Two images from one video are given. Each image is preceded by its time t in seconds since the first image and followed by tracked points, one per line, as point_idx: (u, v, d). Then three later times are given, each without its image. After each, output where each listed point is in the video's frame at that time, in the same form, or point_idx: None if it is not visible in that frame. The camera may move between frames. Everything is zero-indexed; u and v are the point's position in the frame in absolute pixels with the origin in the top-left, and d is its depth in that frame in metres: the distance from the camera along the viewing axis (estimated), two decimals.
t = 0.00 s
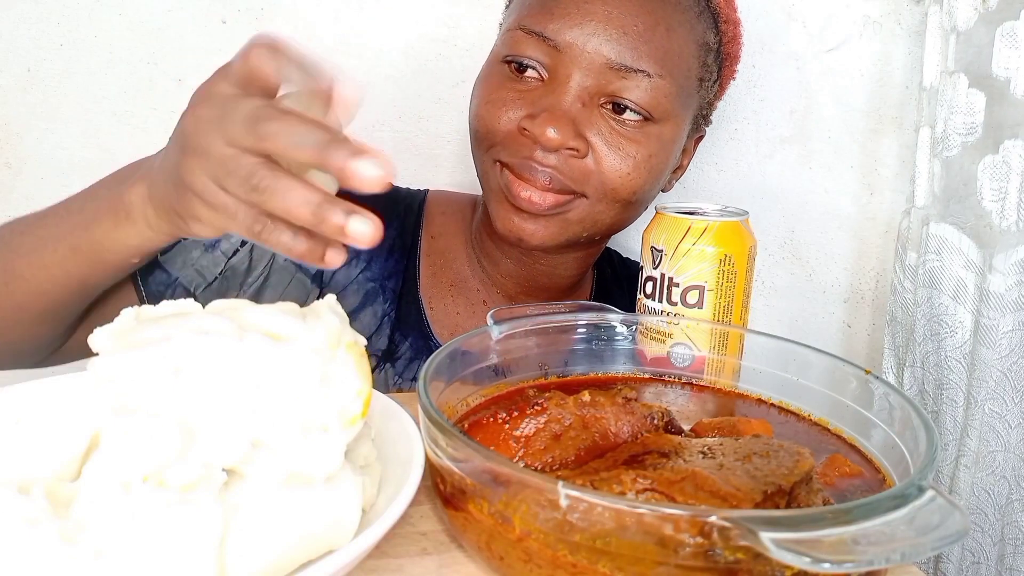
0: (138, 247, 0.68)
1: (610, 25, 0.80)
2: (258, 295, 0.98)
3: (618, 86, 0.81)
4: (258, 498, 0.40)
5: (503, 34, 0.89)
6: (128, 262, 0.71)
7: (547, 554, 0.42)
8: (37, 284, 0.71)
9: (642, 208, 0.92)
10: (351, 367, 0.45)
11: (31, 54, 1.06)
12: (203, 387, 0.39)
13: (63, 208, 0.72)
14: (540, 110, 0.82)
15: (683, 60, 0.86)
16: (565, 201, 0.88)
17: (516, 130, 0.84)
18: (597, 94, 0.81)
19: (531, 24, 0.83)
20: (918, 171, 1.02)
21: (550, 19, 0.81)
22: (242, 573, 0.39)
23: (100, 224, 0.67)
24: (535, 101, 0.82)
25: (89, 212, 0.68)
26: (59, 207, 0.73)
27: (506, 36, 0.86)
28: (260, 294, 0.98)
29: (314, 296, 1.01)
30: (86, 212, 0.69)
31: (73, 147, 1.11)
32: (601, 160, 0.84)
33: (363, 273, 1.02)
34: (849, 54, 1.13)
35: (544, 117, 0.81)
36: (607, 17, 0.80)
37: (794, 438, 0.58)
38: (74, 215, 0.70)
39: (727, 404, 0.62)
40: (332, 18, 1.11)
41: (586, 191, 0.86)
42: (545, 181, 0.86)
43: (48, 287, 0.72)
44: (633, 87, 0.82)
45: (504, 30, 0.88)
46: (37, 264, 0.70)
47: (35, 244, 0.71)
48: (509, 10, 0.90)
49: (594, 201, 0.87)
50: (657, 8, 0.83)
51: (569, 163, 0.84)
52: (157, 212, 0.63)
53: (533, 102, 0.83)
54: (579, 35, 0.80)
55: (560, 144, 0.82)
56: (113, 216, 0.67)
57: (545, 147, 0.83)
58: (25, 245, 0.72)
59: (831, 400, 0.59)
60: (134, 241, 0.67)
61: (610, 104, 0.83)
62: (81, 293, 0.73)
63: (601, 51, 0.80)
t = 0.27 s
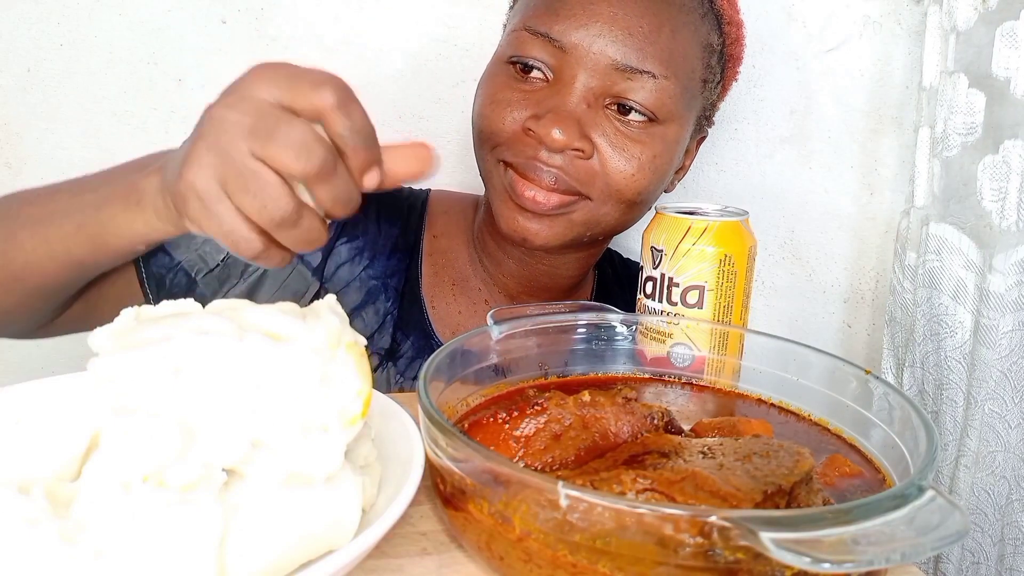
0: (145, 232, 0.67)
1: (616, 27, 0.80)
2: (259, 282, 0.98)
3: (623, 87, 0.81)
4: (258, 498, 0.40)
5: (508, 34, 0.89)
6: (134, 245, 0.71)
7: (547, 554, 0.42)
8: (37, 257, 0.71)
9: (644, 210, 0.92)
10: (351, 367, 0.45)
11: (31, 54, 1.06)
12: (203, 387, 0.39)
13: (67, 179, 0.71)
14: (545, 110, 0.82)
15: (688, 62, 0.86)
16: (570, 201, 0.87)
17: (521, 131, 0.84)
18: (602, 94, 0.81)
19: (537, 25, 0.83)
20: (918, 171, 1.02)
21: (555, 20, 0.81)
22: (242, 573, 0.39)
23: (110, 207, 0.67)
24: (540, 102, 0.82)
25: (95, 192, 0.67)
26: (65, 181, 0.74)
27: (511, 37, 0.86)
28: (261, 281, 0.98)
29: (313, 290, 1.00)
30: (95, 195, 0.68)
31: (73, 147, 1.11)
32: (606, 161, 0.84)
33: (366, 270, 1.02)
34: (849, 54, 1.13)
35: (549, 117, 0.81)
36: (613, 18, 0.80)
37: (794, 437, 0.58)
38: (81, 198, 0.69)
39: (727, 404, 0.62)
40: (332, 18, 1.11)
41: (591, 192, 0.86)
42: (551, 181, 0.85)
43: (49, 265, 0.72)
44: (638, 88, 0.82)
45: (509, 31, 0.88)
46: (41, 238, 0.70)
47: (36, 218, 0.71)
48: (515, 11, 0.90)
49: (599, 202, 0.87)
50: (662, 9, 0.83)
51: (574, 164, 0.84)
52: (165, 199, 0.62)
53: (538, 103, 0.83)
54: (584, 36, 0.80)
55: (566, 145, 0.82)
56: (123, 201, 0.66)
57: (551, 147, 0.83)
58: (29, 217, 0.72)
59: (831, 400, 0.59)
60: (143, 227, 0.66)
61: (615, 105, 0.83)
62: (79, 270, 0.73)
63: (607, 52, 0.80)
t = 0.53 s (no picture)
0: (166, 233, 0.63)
1: (614, 30, 0.80)
2: (263, 271, 1.00)
3: (622, 89, 0.81)
4: (258, 498, 0.40)
5: (506, 39, 0.88)
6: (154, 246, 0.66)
7: (547, 554, 0.42)
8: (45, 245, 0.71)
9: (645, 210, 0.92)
10: (351, 367, 0.45)
11: (31, 54, 1.06)
12: (203, 387, 0.39)
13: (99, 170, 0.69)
14: (546, 116, 0.82)
15: (685, 61, 0.86)
16: (575, 204, 0.88)
17: (523, 136, 0.85)
18: (602, 97, 0.81)
19: (534, 30, 0.82)
20: (918, 171, 1.02)
21: (552, 24, 0.81)
22: (242, 573, 0.39)
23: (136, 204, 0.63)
24: (540, 107, 0.82)
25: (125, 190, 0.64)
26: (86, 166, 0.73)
27: (508, 42, 0.86)
28: (265, 270, 1.00)
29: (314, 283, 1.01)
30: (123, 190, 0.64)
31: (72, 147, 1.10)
32: (608, 164, 0.84)
33: (369, 267, 1.01)
34: (849, 54, 1.13)
35: (550, 122, 0.82)
36: (610, 22, 0.80)
37: (794, 437, 0.58)
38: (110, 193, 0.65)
39: (727, 404, 0.62)
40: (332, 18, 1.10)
41: (594, 194, 0.86)
42: (554, 185, 0.86)
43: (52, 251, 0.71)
44: (637, 89, 0.82)
45: (507, 34, 0.88)
46: (49, 225, 0.70)
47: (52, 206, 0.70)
48: (512, 14, 0.90)
49: (602, 204, 0.88)
50: (658, 9, 0.83)
51: (577, 167, 0.84)
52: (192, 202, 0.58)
53: (538, 108, 0.83)
54: (582, 40, 0.79)
55: (568, 149, 0.82)
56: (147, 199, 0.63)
57: (553, 152, 0.83)
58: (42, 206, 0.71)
59: (831, 400, 0.59)
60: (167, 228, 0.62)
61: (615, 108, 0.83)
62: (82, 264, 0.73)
63: (605, 55, 0.79)
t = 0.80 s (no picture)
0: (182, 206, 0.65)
1: (630, 37, 0.79)
2: (262, 284, 0.99)
3: (641, 95, 0.81)
4: (258, 498, 0.40)
5: (509, 47, 0.86)
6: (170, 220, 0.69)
7: (547, 554, 0.42)
8: (56, 248, 0.69)
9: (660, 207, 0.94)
10: (351, 366, 0.45)
11: (31, 54, 1.06)
12: (203, 387, 0.39)
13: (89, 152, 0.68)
14: (569, 127, 0.81)
15: (695, 60, 0.87)
16: (598, 211, 0.89)
17: (544, 148, 0.83)
18: (621, 104, 0.81)
19: (546, 39, 0.81)
20: (918, 171, 1.02)
21: (566, 33, 0.80)
22: (242, 573, 0.39)
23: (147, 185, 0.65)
24: (561, 118, 0.81)
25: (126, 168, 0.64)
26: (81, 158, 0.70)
27: (515, 51, 0.84)
28: (265, 282, 0.99)
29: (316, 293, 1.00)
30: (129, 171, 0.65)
31: (72, 147, 1.10)
32: (632, 168, 0.84)
33: (368, 271, 1.01)
34: (849, 54, 1.13)
35: (574, 134, 0.81)
36: (625, 28, 0.79)
37: (794, 437, 0.58)
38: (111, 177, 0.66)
39: (727, 404, 0.62)
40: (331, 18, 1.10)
41: (618, 198, 0.88)
42: (581, 195, 0.86)
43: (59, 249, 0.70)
44: (656, 94, 0.82)
45: (511, 43, 0.85)
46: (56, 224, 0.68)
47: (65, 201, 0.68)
48: (512, 21, 0.88)
49: (624, 206, 0.89)
50: (668, 13, 0.83)
51: (602, 174, 0.84)
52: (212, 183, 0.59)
53: (559, 119, 0.82)
54: (599, 48, 0.78)
55: (594, 158, 0.82)
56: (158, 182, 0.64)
57: (578, 162, 0.83)
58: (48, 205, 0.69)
59: (832, 400, 0.59)
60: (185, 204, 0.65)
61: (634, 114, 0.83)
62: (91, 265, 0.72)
63: (624, 62, 0.79)
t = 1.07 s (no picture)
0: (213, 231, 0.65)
1: (610, 29, 0.78)
2: (272, 275, 1.04)
3: (627, 84, 0.81)
4: (258, 498, 0.40)
5: (488, 53, 0.85)
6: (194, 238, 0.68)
7: (547, 555, 0.42)
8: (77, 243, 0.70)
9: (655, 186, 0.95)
10: (351, 366, 0.45)
11: (32, 54, 1.06)
12: (203, 387, 0.39)
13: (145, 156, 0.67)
14: (563, 127, 0.81)
15: (672, 40, 0.86)
16: (601, 201, 0.90)
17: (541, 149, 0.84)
18: (609, 95, 0.81)
19: (525, 41, 0.79)
20: (918, 172, 1.03)
21: (545, 32, 0.78)
22: (242, 573, 0.39)
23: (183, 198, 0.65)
24: (553, 118, 0.81)
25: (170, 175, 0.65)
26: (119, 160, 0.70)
27: (495, 58, 0.82)
28: (274, 274, 1.04)
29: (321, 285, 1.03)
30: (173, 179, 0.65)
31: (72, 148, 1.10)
32: (628, 155, 0.86)
33: (368, 270, 1.02)
34: (848, 55, 1.13)
35: (571, 132, 0.81)
36: (603, 20, 0.78)
37: (794, 437, 0.58)
38: (160, 183, 0.66)
39: (728, 404, 0.62)
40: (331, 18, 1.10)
41: (619, 185, 0.89)
42: (585, 190, 0.87)
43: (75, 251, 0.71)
44: (641, 80, 0.82)
45: (490, 50, 0.84)
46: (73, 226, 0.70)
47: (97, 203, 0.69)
48: (485, 26, 0.86)
49: (626, 191, 0.91)
50: None
51: (602, 167, 0.86)
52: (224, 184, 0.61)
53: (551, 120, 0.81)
54: (581, 44, 0.78)
55: (592, 152, 0.82)
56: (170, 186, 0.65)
57: (578, 160, 0.83)
58: (76, 207, 0.69)
59: (831, 400, 0.59)
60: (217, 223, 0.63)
61: (622, 103, 0.82)
62: (105, 267, 0.73)
63: (607, 55, 0.78)
